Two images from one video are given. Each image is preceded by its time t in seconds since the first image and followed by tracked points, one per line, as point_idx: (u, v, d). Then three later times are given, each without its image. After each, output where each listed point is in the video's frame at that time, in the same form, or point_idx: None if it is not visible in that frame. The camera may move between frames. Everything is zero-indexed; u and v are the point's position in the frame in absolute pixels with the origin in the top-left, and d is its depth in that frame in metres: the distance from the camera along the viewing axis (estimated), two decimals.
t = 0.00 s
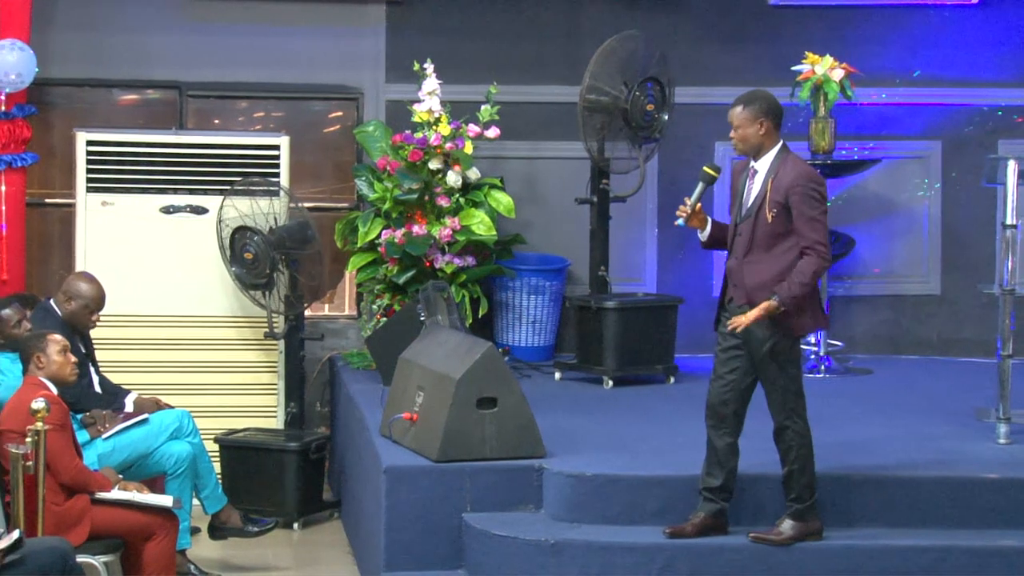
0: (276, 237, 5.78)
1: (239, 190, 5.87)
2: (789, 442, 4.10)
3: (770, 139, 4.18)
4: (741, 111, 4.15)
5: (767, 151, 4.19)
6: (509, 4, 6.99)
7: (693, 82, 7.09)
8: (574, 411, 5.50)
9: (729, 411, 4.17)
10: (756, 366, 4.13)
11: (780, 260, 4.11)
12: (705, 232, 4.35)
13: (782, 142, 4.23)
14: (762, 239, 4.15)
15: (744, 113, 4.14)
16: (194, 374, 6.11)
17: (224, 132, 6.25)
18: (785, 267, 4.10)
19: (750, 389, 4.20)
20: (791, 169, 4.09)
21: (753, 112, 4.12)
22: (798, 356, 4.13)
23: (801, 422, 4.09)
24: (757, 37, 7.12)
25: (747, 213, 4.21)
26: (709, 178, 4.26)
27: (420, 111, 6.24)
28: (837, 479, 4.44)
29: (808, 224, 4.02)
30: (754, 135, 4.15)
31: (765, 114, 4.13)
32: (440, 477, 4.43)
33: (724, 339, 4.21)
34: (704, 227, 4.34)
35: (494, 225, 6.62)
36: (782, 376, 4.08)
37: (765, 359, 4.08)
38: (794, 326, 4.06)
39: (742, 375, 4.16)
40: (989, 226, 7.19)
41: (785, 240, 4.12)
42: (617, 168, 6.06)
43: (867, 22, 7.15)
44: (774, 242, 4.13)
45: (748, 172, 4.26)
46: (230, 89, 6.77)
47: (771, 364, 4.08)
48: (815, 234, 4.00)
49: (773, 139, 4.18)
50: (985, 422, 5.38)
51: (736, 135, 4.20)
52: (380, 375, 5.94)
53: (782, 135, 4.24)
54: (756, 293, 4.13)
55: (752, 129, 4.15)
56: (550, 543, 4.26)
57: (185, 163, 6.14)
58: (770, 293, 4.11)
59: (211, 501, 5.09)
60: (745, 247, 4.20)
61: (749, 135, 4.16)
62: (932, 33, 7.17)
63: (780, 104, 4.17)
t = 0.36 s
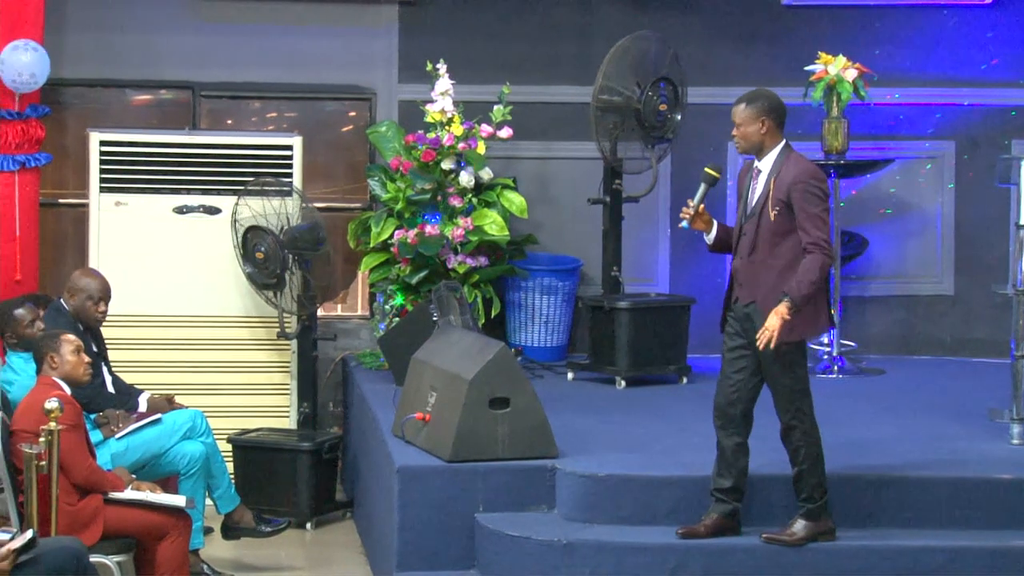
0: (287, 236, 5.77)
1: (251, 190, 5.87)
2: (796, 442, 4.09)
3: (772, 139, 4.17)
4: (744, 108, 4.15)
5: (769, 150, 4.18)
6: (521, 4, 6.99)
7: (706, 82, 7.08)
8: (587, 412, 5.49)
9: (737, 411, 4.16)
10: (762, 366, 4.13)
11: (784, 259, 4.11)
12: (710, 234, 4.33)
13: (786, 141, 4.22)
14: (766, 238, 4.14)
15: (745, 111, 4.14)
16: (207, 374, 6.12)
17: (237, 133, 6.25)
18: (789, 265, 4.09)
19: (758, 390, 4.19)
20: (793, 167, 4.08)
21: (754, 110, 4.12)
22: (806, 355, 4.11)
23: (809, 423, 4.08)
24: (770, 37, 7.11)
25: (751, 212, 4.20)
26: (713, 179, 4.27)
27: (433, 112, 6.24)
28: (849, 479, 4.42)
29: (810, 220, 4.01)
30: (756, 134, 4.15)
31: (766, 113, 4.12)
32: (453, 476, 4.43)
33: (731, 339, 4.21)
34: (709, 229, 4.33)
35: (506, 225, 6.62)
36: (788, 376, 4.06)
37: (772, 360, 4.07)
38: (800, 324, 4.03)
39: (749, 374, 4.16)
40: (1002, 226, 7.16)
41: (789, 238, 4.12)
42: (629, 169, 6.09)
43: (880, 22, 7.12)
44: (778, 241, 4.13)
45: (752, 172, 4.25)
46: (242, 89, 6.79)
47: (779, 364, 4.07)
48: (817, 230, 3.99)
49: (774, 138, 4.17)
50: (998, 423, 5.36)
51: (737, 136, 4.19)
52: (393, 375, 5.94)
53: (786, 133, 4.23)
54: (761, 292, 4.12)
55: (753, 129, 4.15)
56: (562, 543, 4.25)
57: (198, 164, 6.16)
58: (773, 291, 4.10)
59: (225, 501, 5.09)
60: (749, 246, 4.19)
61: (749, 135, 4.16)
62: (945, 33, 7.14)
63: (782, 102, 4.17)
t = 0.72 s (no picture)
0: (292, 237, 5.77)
1: (258, 189, 5.92)
2: (803, 443, 4.09)
3: (774, 138, 4.16)
4: (747, 108, 4.15)
5: (772, 150, 4.17)
6: (527, 4, 6.99)
7: (712, 82, 7.07)
8: (592, 412, 5.49)
9: (742, 412, 4.15)
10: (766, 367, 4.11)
11: (785, 258, 4.11)
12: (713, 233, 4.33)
13: (788, 141, 4.21)
14: (768, 237, 4.14)
15: (748, 111, 4.14)
16: (213, 374, 6.13)
17: (243, 133, 6.26)
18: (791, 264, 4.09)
19: (761, 392, 4.18)
20: (796, 166, 4.08)
21: (757, 110, 4.12)
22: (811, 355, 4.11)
23: (816, 424, 4.08)
24: (776, 37, 7.10)
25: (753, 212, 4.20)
26: (716, 180, 4.25)
27: (439, 112, 6.25)
28: (855, 479, 4.42)
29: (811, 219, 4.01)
30: (758, 134, 4.14)
31: (769, 113, 4.12)
32: (458, 476, 4.43)
33: (735, 339, 4.20)
34: (711, 229, 4.33)
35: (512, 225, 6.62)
36: (795, 377, 4.06)
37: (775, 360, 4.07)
38: (801, 323, 4.04)
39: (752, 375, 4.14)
40: (1009, 226, 7.14)
41: (791, 237, 4.12)
42: (635, 169, 6.04)
43: (887, 22, 7.12)
44: (780, 240, 4.13)
45: (753, 171, 4.24)
46: (248, 89, 6.79)
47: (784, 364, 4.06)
48: (818, 229, 3.99)
49: (777, 138, 4.17)
50: (1005, 423, 5.35)
51: (740, 136, 4.19)
52: (399, 375, 5.93)
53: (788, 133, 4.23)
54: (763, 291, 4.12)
55: (756, 128, 4.14)
56: (568, 543, 4.25)
57: (204, 164, 6.16)
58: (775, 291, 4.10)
59: (230, 501, 5.12)
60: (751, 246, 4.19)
61: (752, 134, 4.15)
62: (952, 33, 7.13)
63: (785, 103, 4.17)
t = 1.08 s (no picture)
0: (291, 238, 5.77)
1: (258, 190, 5.93)
2: (804, 443, 4.09)
3: (776, 138, 4.16)
4: (749, 108, 4.15)
5: (773, 150, 4.17)
6: (528, 5, 6.99)
7: (713, 82, 7.07)
8: (592, 412, 5.49)
9: (743, 412, 4.15)
10: (767, 366, 4.11)
11: (785, 258, 4.11)
12: (715, 232, 4.33)
13: (790, 141, 4.21)
14: (767, 237, 4.14)
15: (751, 111, 4.15)
16: (213, 374, 6.13)
17: (243, 133, 6.26)
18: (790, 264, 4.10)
19: (762, 392, 4.19)
20: (797, 166, 4.08)
21: (759, 110, 4.12)
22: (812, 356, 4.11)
23: (817, 424, 4.08)
24: (776, 37, 7.10)
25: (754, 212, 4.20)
26: (717, 180, 4.24)
27: (439, 112, 6.25)
28: (855, 479, 4.42)
29: (811, 220, 4.01)
30: (760, 134, 4.14)
31: (771, 113, 4.13)
32: (459, 476, 4.43)
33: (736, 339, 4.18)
34: (713, 228, 4.33)
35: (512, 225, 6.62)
36: (797, 378, 4.06)
37: (776, 361, 4.07)
38: (799, 324, 4.05)
39: (753, 375, 4.15)
40: (1009, 226, 7.14)
41: (790, 238, 4.12)
42: (635, 169, 6.05)
43: (887, 22, 7.11)
44: (780, 240, 4.12)
45: (755, 171, 4.24)
46: (249, 90, 6.78)
47: (783, 364, 4.07)
48: (817, 230, 3.99)
49: (779, 138, 4.17)
50: (1005, 423, 5.35)
51: (742, 136, 4.19)
52: (398, 375, 5.94)
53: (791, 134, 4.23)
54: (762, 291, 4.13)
55: (758, 129, 4.14)
56: (569, 543, 4.25)
57: (204, 164, 6.16)
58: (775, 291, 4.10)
59: (231, 501, 5.12)
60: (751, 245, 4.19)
61: (754, 135, 4.15)
62: (952, 34, 7.13)
63: (788, 103, 4.17)
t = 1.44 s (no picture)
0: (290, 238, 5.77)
1: (258, 190, 5.95)
2: (805, 443, 4.09)
3: (782, 139, 4.17)
4: (757, 108, 4.14)
5: (778, 150, 4.18)
6: (529, 5, 6.99)
7: (713, 82, 7.07)
8: (593, 412, 5.49)
9: (745, 412, 4.15)
10: (770, 365, 4.12)
11: (784, 259, 4.11)
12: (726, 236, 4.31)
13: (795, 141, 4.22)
14: (768, 238, 4.14)
15: (757, 111, 4.14)
16: (213, 375, 6.13)
17: (243, 134, 6.26)
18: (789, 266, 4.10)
19: (765, 393, 4.19)
20: (799, 167, 4.08)
21: (768, 110, 4.12)
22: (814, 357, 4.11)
23: (819, 425, 4.08)
24: (777, 38, 7.10)
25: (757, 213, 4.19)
26: (726, 185, 4.20)
27: (439, 112, 6.25)
28: (856, 480, 4.42)
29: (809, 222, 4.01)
30: (766, 134, 4.15)
31: (778, 114, 4.13)
32: (459, 476, 4.43)
33: (739, 339, 4.17)
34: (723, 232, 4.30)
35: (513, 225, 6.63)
36: (799, 379, 4.06)
37: (781, 362, 4.08)
38: (797, 326, 4.06)
39: (757, 375, 4.15)
40: (1009, 227, 7.15)
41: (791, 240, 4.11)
42: (635, 170, 6.05)
43: (887, 23, 7.12)
44: (780, 241, 4.13)
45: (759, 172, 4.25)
46: (249, 90, 6.78)
47: (786, 365, 4.08)
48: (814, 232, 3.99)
49: (784, 138, 4.17)
50: (1005, 423, 5.35)
51: (748, 135, 4.19)
52: (398, 375, 5.94)
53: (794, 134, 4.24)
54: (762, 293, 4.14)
55: (765, 129, 4.15)
56: (569, 543, 4.25)
57: (204, 164, 6.16)
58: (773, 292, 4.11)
59: (231, 501, 5.12)
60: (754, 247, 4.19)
61: (760, 135, 4.16)
62: (952, 34, 7.14)
63: (793, 104, 4.17)
